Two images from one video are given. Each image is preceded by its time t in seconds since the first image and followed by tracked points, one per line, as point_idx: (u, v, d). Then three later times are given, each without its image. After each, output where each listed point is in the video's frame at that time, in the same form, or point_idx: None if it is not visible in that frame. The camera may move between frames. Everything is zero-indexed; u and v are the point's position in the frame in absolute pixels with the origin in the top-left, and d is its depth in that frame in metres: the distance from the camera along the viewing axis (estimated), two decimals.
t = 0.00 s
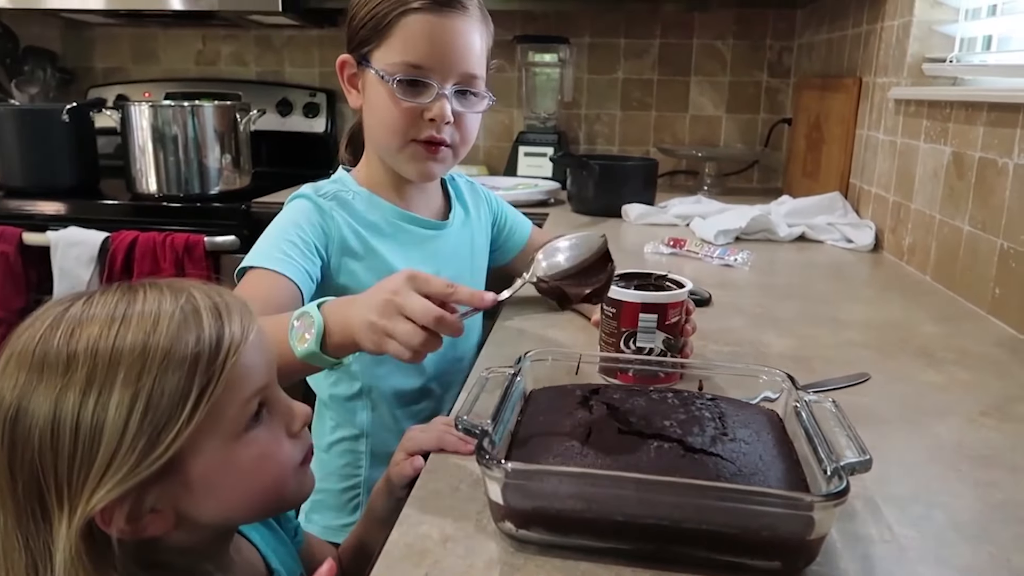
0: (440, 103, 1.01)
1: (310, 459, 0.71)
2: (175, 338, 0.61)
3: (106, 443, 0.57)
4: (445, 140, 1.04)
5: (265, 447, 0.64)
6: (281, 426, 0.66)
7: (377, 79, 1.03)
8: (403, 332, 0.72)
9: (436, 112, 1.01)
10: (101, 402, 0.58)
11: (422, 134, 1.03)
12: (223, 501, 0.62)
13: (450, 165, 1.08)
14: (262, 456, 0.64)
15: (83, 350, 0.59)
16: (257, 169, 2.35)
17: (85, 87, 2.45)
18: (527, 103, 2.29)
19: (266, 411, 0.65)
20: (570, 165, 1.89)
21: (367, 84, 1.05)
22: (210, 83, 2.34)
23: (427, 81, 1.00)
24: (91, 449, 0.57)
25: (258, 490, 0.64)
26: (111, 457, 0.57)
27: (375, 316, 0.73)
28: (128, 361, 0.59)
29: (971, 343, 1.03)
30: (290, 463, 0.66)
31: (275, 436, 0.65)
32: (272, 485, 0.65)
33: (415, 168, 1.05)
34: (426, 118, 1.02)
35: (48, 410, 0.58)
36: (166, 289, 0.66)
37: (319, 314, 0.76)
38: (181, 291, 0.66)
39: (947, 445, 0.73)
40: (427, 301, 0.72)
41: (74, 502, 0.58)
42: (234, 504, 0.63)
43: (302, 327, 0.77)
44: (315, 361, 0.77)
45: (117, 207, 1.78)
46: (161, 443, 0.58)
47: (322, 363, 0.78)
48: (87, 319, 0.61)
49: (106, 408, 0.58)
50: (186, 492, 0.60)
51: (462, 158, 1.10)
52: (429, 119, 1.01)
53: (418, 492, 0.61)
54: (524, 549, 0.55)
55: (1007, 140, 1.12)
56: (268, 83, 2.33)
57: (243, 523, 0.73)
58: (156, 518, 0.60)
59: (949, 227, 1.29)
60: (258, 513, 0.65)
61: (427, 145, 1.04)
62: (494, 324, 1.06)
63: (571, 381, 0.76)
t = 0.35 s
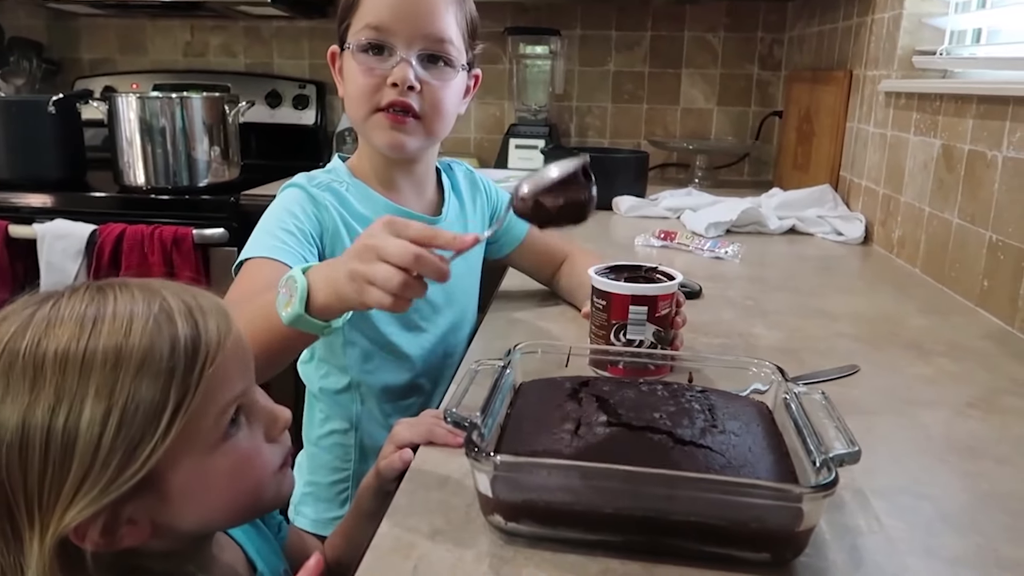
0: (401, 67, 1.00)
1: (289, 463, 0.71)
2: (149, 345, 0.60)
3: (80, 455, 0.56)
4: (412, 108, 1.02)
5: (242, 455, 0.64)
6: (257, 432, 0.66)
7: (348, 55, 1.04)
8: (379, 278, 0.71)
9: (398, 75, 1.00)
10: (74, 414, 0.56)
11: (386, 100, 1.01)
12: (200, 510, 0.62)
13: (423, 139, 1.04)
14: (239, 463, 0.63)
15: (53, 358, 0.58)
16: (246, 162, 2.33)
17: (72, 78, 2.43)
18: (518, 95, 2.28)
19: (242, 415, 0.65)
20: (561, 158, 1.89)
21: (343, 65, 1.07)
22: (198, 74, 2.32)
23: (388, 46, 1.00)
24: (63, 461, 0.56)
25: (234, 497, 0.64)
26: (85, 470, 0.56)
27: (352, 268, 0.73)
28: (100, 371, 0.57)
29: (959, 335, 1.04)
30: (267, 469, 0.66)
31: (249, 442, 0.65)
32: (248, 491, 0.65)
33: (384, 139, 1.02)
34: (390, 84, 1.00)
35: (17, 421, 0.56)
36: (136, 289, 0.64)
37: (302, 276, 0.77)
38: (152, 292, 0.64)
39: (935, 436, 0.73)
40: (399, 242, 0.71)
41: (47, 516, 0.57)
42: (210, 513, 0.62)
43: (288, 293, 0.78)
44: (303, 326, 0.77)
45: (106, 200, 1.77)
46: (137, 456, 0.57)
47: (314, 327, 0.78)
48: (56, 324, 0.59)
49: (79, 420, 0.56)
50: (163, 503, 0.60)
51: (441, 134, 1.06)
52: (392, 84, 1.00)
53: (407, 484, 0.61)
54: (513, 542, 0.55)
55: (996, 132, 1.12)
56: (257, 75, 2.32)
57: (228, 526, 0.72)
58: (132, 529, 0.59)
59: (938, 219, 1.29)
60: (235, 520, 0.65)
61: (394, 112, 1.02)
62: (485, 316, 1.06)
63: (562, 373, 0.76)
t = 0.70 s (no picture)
0: (391, 71, 1.00)
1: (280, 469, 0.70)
2: (132, 360, 0.57)
3: (64, 476, 0.54)
4: (401, 111, 1.02)
5: (232, 469, 0.62)
6: (246, 444, 0.64)
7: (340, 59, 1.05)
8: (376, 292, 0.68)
9: (387, 78, 1.00)
10: (56, 433, 0.54)
11: (375, 104, 1.02)
12: (189, 526, 0.60)
13: (413, 143, 1.05)
14: (228, 477, 0.62)
15: (32, 375, 0.55)
16: (241, 163, 2.33)
17: (66, 79, 2.42)
18: (513, 96, 2.28)
19: (230, 428, 0.63)
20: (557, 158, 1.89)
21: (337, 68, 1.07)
22: (193, 76, 2.32)
23: (378, 50, 1.01)
24: (46, 483, 0.54)
25: (225, 511, 0.62)
26: (70, 491, 0.54)
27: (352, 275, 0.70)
28: (82, 388, 0.55)
29: (953, 334, 1.04)
30: (257, 481, 0.65)
31: (237, 456, 0.63)
32: (239, 503, 0.63)
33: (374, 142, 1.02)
34: (379, 87, 1.01)
35: None
36: (116, 301, 0.61)
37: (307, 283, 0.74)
38: (133, 302, 0.62)
39: (929, 435, 0.73)
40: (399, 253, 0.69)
41: (31, 537, 0.55)
42: (200, 528, 0.61)
43: (291, 301, 0.74)
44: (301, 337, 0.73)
45: (101, 201, 1.77)
46: (124, 475, 0.55)
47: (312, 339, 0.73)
48: (35, 338, 0.57)
49: (62, 440, 0.54)
50: (151, 520, 0.58)
51: (431, 138, 1.06)
52: (381, 87, 1.00)
53: (403, 485, 0.61)
54: (509, 543, 0.55)
55: (989, 132, 1.12)
56: (252, 76, 2.31)
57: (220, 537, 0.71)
58: (121, 547, 0.57)
59: (932, 219, 1.29)
60: (225, 533, 0.64)
61: (382, 115, 1.02)
62: (481, 317, 1.06)
63: (557, 373, 0.76)
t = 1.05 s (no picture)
0: (387, 74, 1.00)
1: (267, 471, 0.70)
2: (112, 366, 0.57)
3: (48, 486, 0.54)
4: (397, 115, 1.02)
5: (218, 471, 0.62)
6: (232, 446, 0.65)
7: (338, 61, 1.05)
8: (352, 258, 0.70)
9: (383, 83, 1.00)
10: (37, 442, 0.54)
11: (372, 108, 1.02)
12: (178, 530, 0.60)
13: (409, 148, 1.05)
14: (215, 479, 0.62)
15: (12, 385, 0.55)
16: (236, 165, 2.33)
17: (60, 82, 2.42)
18: (508, 98, 2.28)
19: (215, 430, 0.63)
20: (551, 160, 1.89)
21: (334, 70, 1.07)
22: (187, 78, 2.31)
23: (375, 53, 1.01)
24: (29, 494, 0.54)
25: (212, 513, 0.62)
26: (54, 501, 0.54)
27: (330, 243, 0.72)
28: (63, 395, 0.55)
29: (947, 335, 1.04)
30: (244, 483, 0.65)
31: (223, 457, 0.63)
32: (226, 505, 0.63)
33: (371, 148, 1.03)
34: (375, 92, 1.01)
35: None
36: (92, 308, 0.61)
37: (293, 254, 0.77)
38: (110, 308, 0.62)
39: (923, 436, 0.74)
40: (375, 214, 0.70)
41: (16, 550, 0.54)
42: (188, 532, 0.61)
43: (279, 272, 0.78)
44: (287, 308, 0.76)
45: (96, 204, 1.76)
46: (109, 482, 0.55)
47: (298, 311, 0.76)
48: (12, 348, 0.56)
49: (44, 449, 0.54)
50: (139, 525, 0.58)
51: (427, 142, 1.06)
52: (377, 92, 1.00)
53: (399, 488, 0.61)
54: (504, 545, 0.55)
55: (981, 134, 1.13)
56: (246, 78, 2.31)
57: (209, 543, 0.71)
58: (109, 555, 0.57)
59: (925, 220, 1.30)
60: (214, 536, 0.64)
61: (378, 120, 1.02)
62: (476, 319, 1.06)
63: (553, 377, 0.76)
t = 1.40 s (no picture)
0: (382, 77, 1.01)
1: (261, 474, 0.70)
2: (105, 369, 0.57)
3: (39, 489, 0.54)
4: (392, 118, 1.02)
5: (211, 475, 0.62)
6: (225, 449, 0.65)
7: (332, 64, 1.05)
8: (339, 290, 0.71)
9: (377, 86, 1.00)
10: (30, 444, 0.54)
11: (367, 111, 1.02)
12: (171, 533, 0.60)
13: (404, 151, 1.05)
14: (208, 483, 0.62)
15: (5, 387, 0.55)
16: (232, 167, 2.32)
17: (56, 84, 2.42)
18: (504, 99, 2.28)
19: (208, 434, 0.63)
20: (547, 161, 1.89)
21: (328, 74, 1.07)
22: (183, 79, 2.31)
23: (370, 57, 1.01)
24: (21, 496, 0.54)
25: (205, 516, 0.62)
26: (46, 503, 0.54)
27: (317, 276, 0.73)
28: (56, 399, 0.55)
29: (941, 334, 1.05)
30: (237, 486, 0.65)
31: (215, 460, 0.63)
32: (219, 508, 0.63)
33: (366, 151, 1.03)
34: (369, 95, 1.01)
35: None
36: (86, 310, 0.61)
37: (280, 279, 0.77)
38: (104, 311, 0.62)
39: (916, 434, 0.74)
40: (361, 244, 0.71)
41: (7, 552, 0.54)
42: (181, 535, 0.61)
43: (267, 297, 0.78)
44: (277, 332, 0.76)
45: (92, 207, 1.76)
46: (101, 485, 0.55)
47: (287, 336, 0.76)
48: (6, 351, 0.56)
49: (36, 452, 0.54)
50: (132, 529, 0.58)
51: (421, 144, 1.07)
52: (373, 94, 1.01)
53: (393, 489, 0.61)
54: (498, 545, 0.55)
55: (974, 134, 1.13)
56: (242, 80, 2.31)
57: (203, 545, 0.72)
58: (102, 558, 0.57)
59: (919, 219, 1.30)
60: (208, 539, 0.64)
61: (373, 123, 1.03)
62: (471, 320, 1.06)
63: (546, 377, 0.76)
